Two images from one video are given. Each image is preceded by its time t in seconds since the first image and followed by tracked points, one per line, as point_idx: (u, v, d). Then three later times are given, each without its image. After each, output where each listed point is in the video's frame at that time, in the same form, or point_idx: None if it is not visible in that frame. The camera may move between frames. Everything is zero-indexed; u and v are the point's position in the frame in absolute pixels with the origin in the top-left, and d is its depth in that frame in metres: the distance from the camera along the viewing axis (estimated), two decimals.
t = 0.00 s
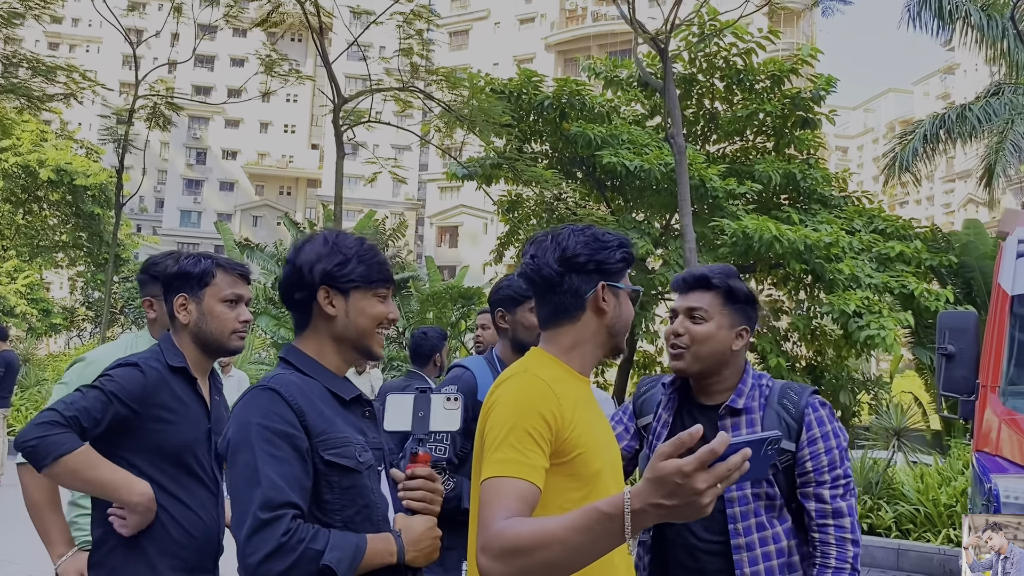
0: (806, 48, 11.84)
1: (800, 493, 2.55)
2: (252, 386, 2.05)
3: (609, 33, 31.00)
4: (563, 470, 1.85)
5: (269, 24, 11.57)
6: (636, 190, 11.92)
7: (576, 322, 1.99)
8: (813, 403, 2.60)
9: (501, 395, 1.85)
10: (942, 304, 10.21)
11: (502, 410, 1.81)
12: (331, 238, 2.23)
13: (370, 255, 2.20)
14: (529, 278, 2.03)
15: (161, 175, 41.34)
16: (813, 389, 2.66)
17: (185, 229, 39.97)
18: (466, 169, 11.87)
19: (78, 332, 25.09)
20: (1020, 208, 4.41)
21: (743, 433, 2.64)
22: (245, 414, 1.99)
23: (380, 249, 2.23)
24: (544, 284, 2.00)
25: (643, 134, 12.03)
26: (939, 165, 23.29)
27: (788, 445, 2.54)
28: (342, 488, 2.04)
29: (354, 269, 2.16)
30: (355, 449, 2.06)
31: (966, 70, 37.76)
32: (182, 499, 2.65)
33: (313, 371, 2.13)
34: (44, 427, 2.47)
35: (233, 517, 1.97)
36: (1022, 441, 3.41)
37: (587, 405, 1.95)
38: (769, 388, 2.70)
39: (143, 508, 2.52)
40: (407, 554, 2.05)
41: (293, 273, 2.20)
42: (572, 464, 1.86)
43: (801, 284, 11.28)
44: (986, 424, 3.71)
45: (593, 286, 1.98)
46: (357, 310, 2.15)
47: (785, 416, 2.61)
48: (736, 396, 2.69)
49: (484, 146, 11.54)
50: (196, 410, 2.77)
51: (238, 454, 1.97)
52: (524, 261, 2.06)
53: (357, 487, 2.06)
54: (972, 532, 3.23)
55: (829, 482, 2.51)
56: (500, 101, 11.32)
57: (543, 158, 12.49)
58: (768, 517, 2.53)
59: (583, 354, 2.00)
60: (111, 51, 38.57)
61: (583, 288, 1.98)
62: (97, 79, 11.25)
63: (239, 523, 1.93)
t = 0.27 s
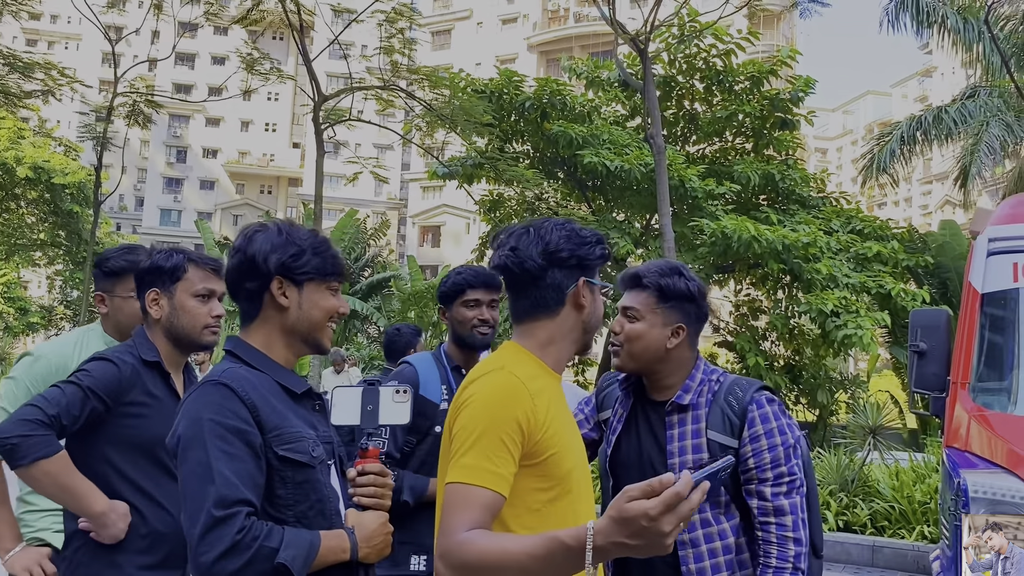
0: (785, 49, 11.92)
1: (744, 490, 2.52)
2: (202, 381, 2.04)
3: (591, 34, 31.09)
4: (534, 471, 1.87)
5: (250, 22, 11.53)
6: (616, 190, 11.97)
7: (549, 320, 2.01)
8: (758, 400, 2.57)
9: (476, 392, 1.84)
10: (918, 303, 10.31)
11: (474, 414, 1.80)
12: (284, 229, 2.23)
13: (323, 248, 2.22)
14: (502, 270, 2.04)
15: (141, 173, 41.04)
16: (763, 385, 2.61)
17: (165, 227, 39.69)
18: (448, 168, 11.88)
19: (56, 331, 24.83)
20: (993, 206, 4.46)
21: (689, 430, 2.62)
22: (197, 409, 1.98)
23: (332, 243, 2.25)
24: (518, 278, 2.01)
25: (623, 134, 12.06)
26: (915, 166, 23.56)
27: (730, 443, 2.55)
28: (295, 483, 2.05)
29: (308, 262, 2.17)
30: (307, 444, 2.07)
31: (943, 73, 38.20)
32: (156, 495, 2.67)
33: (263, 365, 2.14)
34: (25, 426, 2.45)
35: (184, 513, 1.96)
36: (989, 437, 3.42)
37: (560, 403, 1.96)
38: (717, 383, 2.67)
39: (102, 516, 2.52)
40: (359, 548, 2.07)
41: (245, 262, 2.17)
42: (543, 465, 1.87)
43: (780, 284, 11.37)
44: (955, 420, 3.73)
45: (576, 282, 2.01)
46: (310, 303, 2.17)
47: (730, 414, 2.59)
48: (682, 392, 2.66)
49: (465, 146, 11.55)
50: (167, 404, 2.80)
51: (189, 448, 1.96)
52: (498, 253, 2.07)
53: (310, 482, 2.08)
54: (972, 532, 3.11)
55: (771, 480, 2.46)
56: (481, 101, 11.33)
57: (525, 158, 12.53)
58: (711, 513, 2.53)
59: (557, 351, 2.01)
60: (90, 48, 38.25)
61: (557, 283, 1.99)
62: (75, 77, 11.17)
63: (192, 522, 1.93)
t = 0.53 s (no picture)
0: (762, 49, 11.95)
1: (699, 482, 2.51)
2: (173, 367, 1.98)
3: (571, 33, 31.13)
4: (546, 467, 1.87)
5: (226, 17, 11.40)
6: (596, 189, 11.97)
7: (545, 311, 2.00)
8: (711, 390, 2.55)
9: (503, 387, 1.80)
10: (894, 302, 10.39)
11: (505, 412, 1.76)
12: (264, 212, 2.17)
13: (304, 236, 2.18)
14: (500, 253, 1.98)
15: (116, 171, 40.58)
16: (717, 374, 2.59)
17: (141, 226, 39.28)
18: (427, 166, 11.82)
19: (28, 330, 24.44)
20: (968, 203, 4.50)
21: (644, 421, 2.60)
22: (168, 396, 1.91)
23: (311, 232, 2.21)
24: (519, 266, 1.97)
25: (603, 133, 12.06)
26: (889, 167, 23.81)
27: (683, 433, 2.54)
28: (263, 476, 2.02)
29: (288, 248, 2.12)
30: (278, 436, 2.04)
31: (918, 75, 38.65)
32: (128, 490, 2.62)
33: (234, 353, 2.10)
34: (4, 422, 2.39)
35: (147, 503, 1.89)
36: (963, 430, 3.43)
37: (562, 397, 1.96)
38: (673, 374, 2.66)
39: (58, 524, 2.45)
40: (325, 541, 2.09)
41: (221, 242, 2.11)
42: (553, 463, 1.88)
43: (757, 283, 11.42)
44: (930, 414, 3.76)
45: (574, 276, 2.03)
46: (287, 291, 2.13)
47: (683, 405, 2.57)
48: (640, 383, 2.65)
49: (444, 143, 11.50)
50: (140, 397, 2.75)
51: (158, 435, 1.89)
52: (494, 237, 2.01)
53: (277, 474, 2.04)
54: (974, 532, 3.12)
55: (725, 472, 2.45)
56: (460, 98, 11.27)
57: (504, 156, 12.50)
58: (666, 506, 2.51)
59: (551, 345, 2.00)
60: (65, 44, 37.75)
61: (555, 277, 1.99)
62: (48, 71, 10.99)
63: (157, 513, 1.85)
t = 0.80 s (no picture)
0: (743, 49, 11.99)
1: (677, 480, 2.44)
2: (181, 361, 1.97)
3: (553, 33, 31.17)
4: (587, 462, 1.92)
5: (207, 14, 11.29)
6: (578, 188, 11.96)
7: (551, 312, 1.98)
8: (688, 387, 2.49)
9: (580, 389, 1.81)
10: (874, 301, 10.46)
11: (592, 414, 1.79)
12: (274, 207, 2.18)
13: (313, 233, 2.19)
14: (506, 257, 1.93)
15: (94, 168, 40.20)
16: (696, 371, 2.54)
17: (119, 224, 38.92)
18: (409, 164, 11.77)
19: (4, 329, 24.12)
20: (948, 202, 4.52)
21: (621, 419, 2.59)
22: (174, 394, 1.91)
23: (320, 230, 2.21)
24: (532, 266, 1.93)
25: (585, 132, 12.06)
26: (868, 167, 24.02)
27: (661, 430, 2.47)
28: (255, 481, 2.02)
29: (297, 246, 2.13)
30: (275, 443, 2.05)
31: (897, 76, 39.01)
32: (108, 491, 2.61)
33: (238, 351, 2.10)
34: None
35: (144, 503, 1.88)
36: (944, 428, 3.45)
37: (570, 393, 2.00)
38: (650, 372, 2.63)
39: (38, 526, 2.42)
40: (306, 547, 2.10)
41: (229, 236, 2.11)
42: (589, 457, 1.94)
43: (738, 282, 11.46)
44: (913, 414, 3.78)
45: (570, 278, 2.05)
46: (293, 290, 2.13)
47: (659, 402, 2.51)
48: (617, 381, 2.62)
49: (426, 141, 11.45)
50: (118, 396, 2.70)
51: (161, 434, 1.88)
52: (504, 236, 1.95)
53: (270, 481, 2.05)
54: (969, 531, 2.13)
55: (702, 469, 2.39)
56: (443, 96, 11.23)
57: (487, 155, 12.49)
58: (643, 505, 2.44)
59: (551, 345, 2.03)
60: (42, 39, 37.30)
61: (563, 279, 1.98)
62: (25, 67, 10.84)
63: (155, 512, 1.85)
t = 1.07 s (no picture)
0: (727, 49, 12.02)
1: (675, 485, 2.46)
2: (201, 359, 2.09)
3: (538, 32, 31.19)
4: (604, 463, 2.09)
5: (190, 12, 11.22)
6: (563, 188, 11.97)
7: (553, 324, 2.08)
8: (695, 393, 2.50)
9: (628, 402, 1.97)
10: (857, 301, 10.54)
11: (644, 425, 1.97)
12: (292, 213, 2.29)
13: (330, 240, 2.29)
14: (521, 270, 2.02)
15: (76, 167, 39.87)
16: (701, 377, 2.56)
17: (101, 222, 38.61)
18: (395, 163, 11.75)
19: None
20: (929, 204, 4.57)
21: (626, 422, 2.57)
22: (194, 391, 2.03)
23: (337, 237, 2.32)
24: (544, 279, 2.04)
25: (571, 132, 12.06)
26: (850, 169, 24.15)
27: (663, 435, 2.48)
28: (261, 480, 2.16)
29: (313, 251, 2.24)
30: (282, 444, 2.19)
31: (880, 77, 39.31)
32: (91, 492, 2.61)
33: (253, 352, 2.23)
34: None
35: (159, 493, 2.00)
36: (928, 429, 3.49)
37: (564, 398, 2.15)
38: (656, 375, 2.65)
39: (26, 531, 2.39)
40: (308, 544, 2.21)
41: (250, 239, 2.23)
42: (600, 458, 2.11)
43: (722, 282, 11.51)
44: (896, 414, 3.82)
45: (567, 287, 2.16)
46: (309, 293, 2.25)
47: (665, 405, 2.52)
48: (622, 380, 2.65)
49: (412, 141, 11.43)
50: (94, 397, 2.69)
51: (181, 427, 2.00)
52: (524, 249, 2.03)
53: (275, 480, 2.19)
54: (969, 531, 2.12)
55: (702, 477, 2.40)
56: (429, 95, 11.22)
57: (473, 155, 12.48)
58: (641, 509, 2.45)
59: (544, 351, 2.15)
60: (22, 36, 36.90)
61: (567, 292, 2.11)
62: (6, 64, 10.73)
63: (170, 502, 1.97)
